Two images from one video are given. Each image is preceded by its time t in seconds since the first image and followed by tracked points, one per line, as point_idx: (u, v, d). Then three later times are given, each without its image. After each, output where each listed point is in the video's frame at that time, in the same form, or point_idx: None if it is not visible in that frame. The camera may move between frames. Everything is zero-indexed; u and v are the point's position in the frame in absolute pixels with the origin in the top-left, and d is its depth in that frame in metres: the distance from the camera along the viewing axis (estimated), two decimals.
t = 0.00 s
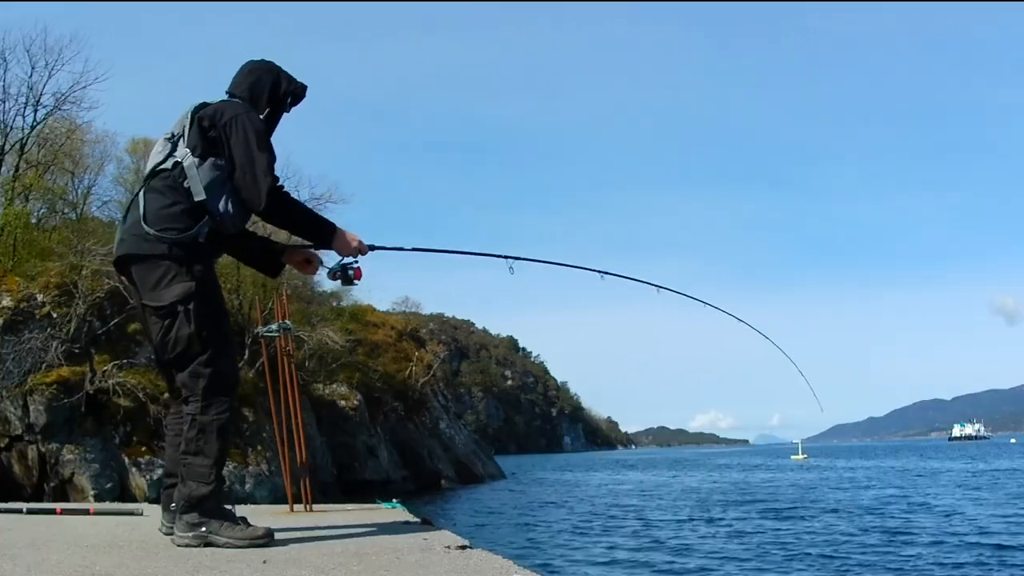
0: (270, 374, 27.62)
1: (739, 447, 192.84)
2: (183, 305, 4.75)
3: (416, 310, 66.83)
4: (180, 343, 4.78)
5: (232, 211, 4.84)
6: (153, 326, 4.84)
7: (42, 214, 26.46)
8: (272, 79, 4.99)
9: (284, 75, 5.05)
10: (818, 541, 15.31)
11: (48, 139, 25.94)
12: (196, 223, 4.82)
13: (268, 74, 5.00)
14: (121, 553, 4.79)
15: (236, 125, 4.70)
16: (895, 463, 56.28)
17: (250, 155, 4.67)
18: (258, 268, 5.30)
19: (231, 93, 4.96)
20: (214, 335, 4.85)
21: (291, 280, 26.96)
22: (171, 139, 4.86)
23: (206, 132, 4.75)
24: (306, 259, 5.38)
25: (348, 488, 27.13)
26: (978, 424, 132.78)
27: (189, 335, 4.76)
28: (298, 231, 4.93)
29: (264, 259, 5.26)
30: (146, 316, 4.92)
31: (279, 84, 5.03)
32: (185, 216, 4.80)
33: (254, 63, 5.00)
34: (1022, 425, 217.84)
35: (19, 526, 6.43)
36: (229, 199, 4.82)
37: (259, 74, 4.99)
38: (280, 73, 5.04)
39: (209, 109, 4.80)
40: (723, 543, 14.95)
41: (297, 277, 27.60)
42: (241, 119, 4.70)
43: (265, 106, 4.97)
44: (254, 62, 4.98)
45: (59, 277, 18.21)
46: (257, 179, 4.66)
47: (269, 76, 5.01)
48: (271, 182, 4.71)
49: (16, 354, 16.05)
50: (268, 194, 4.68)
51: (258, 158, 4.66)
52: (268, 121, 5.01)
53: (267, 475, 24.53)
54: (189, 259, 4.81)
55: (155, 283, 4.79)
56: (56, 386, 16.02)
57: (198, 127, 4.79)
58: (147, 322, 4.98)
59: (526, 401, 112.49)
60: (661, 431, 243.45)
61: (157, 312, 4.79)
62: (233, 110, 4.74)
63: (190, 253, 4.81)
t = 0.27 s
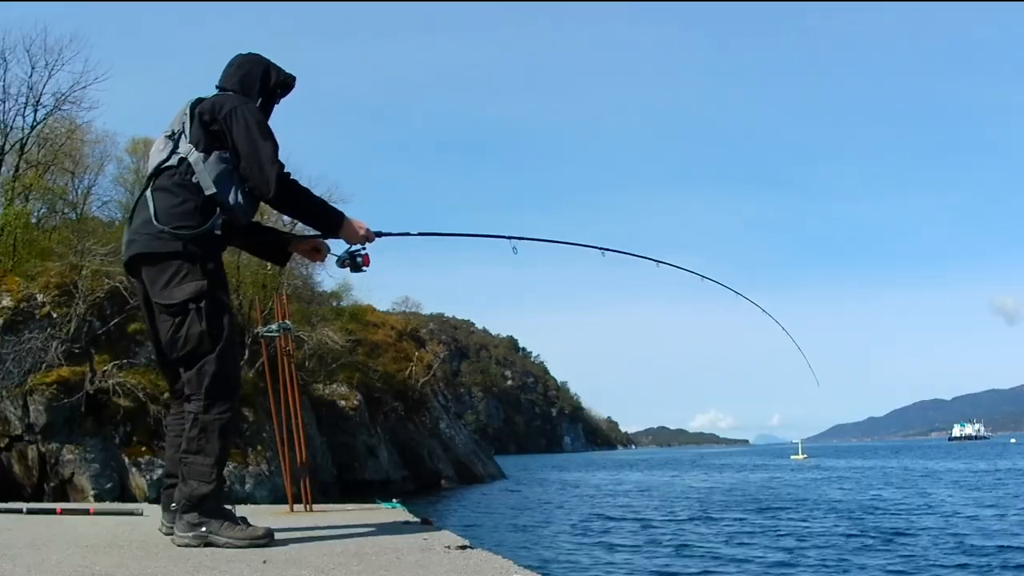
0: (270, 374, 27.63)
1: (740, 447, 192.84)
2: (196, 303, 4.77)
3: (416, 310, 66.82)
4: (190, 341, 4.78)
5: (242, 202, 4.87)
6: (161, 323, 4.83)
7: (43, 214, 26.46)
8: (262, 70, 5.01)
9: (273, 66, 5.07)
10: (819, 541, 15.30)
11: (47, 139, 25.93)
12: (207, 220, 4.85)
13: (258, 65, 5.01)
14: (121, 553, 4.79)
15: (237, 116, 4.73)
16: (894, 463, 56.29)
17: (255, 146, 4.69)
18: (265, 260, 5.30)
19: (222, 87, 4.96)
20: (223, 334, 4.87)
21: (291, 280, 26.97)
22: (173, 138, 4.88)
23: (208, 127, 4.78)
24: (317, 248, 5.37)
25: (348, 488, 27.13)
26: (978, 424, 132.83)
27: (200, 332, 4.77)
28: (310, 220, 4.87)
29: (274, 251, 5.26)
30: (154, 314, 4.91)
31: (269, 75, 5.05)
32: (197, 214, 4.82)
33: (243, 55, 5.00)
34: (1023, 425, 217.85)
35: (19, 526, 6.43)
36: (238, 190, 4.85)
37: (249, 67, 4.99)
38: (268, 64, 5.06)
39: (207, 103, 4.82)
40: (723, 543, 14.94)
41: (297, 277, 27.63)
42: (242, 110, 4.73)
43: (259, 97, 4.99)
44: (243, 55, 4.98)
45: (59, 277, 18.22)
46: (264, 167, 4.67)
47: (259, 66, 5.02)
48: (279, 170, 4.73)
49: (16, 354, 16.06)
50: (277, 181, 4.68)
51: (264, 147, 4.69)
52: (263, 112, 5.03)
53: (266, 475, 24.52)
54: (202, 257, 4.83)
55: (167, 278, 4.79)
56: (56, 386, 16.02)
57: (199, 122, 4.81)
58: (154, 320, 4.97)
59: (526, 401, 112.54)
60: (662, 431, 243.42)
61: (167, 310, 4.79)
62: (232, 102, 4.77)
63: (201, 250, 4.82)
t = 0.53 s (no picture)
0: (269, 374, 27.66)
1: (739, 447, 192.98)
2: (199, 304, 4.76)
3: (416, 311, 66.87)
4: (193, 341, 4.77)
5: (246, 200, 4.87)
6: (165, 323, 4.83)
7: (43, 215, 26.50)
8: (259, 70, 5.01)
9: (269, 66, 5.06)
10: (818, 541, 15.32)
11: (47, 139, 25.91)
12: (212, 220, 4.85)
13: (254, 65, 5.01)
14: (121, 554, 4.78)
15: (235, 115, 4.72)
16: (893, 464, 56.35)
17: (254, 144, 4.69)
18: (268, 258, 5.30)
19: (219, 87, 4.96)
20: (226, 335, 4.86)
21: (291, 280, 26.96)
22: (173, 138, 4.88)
23: (208, 127, 4.79)
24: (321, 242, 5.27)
25: (348, 488, 27.14)
26: (978, 424, 132.89)
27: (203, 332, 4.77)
28: (312, 215, 4.86)
29: (274, 251, 5.24)
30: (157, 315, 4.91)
31: (266, 74, 5.04)
32: (201, 215, 4.83)
33: (239, 56, 5.00)
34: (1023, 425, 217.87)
35: (19, 526, 6.43)
36: (241, 188, 4.84)
37: (246, 67, 4.99)
38: (265, 63, 5.05)
39: (206, 104, 4.83)
40: (723, 543, 14.95)
41: (297, 277, 27.65)
42: (239, 109, 4.73)
43: (256, 97, 4.99)
44: (239, 55, 4.98)
45: (59, 277, 18.21)
46: (266, 164, 4.68)
47: (255, 66, 5.01)
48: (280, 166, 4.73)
49: (16, 354, 16.06)
50: (278, 179, 4.69)
51: (264, 145, 4.69)
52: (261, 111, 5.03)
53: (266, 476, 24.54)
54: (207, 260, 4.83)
55: (171, 279, 4.78)
56: (56, 386, 16.02)
57: (199, 122, 4.82)
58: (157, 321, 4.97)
59: (525, 401, 112.59)
60: (661, 431, 244.08)
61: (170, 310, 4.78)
62: (229, 102, 4.76)
63: (206, 250, 4.82)
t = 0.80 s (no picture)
0: (270, 374, 27.65)
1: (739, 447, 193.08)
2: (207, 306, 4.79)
3: (415, 311, 66.95)
4: (201, 343, 4.80)
5: (249, 200, 4.83)
6: (172, 326, 4.85)
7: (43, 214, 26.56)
8: (252, 71, 5.01)
9: (261, 66, 5.06)
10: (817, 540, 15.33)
11: (47, 139, 25.94)
12: (216, 222, 4.85)
13: (245, 66, 5.01)
14: (121, 554, 4.78)
15: (230, 116, 4.73)
16: (892, 463, 56.45)
17: (252, 144, 4.70)
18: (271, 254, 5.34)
19: (212, 89, 4.97)
20: (233, 336, 4.89)
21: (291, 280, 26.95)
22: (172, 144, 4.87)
23: (204, 131, 4.80)
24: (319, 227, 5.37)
25: (348, 488, 27.14)
26: (977, 424, 132.98)
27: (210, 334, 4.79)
28: (313, 209, 4.89)
29: (276, 245, 5.29)
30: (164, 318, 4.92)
31: (258, 74, 5.05)
32: (204, 218, 4.82)
33: (230, 58, 5.00)
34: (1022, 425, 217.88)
35: (18, 526, 6.43)
36: (243, 189, 4.80)
37: (239, 68, 5.00)
38: (257, 64, 5.06)
39: (201, 107, 4.84)
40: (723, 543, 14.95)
41: (297, 277, 27.68)
42: (234, 110, 4.74)
43: (250, 97, 4.99)
44: (231, 57, 4.98)
45: (59, 277, 18.22)
46: (265, 161, 4.69)
47: (247, 67, 5.01)
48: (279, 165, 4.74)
49: (16, 354, 16.07)
50: (278, 176, 4.70)
51: (261, 144, 4.71)
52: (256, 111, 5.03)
53: (266, 476, 24.50)
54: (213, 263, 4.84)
55: (179, 283, 4.80)
56: (56, 386, 16.01)
57: (195, 126, 4.83)
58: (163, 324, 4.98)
59: (525, 401, 112.62)
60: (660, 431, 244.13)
61: (178, 314, 4.80)
62: (224, 104, 4.77)
63: (212, 254, 4.84)
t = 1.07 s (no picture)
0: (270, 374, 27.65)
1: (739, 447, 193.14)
2: (221, 304, 4.79)
3: (415, 311, 66.99)
4: (220, 343, 4.81)
5: (247, 200, 4.85)
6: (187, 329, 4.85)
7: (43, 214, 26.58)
8: (248, 70, 5.02)
9: (257, 65, 5.06)
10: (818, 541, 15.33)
11: (47, 139, 25.96)
12: (217, 224, 4.85)
13: (241, 65, 5.02)
14: (121, 554, 4.78)
15: (226, 116, 4.74)
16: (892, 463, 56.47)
17: (247, 142, 4.70)
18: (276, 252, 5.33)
19: (208, 90, 4.98)
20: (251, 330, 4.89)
21: (291, 280, 26.96)
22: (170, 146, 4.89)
23: (200, 131, 4.81)
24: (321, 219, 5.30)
25: (348, 488, 27.14)
26: (978, 424, 132.95)
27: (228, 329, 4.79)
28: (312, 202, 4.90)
29: (282, 241, 5.29)
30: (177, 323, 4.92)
31: (254, 74, 5.05)
32: (207, 219, 4.83)
33: (226, 58, 5.01)
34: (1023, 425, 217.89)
35: (18, 526, 6.43)
36: (242, 189, 4.82)
37: (234, 67, 5.00)
38: (253, 64, 5.06)
39: (197, 109, 4.85)
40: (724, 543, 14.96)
41: (297, 277, 27.71)
42: (229, 109, 4.75)
43: (246, 96, 5.00)
44: (226, 57, 4.99)
45: (59, 277, 18.22)
46: (262, 159, 4.68)
47: (243, 66, 5.02)
48: (277, 162, 4.74)
49: (16, 354, 16.10)
50: (277, 173, 4.71)
51: (258, 142, 4.70)
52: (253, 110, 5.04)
53: (265, 476, 24.48)
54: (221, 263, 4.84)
55: (188, 287, 4.80)
56: (56, 386, 16.02)
57: (192, 128, 4.85)
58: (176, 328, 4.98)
59: (526, 401, 112.60)
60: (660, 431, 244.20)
61: (193, 317, 4.81)
62: (220, 104, 4.78)
63: (218, 255, 4.83)
